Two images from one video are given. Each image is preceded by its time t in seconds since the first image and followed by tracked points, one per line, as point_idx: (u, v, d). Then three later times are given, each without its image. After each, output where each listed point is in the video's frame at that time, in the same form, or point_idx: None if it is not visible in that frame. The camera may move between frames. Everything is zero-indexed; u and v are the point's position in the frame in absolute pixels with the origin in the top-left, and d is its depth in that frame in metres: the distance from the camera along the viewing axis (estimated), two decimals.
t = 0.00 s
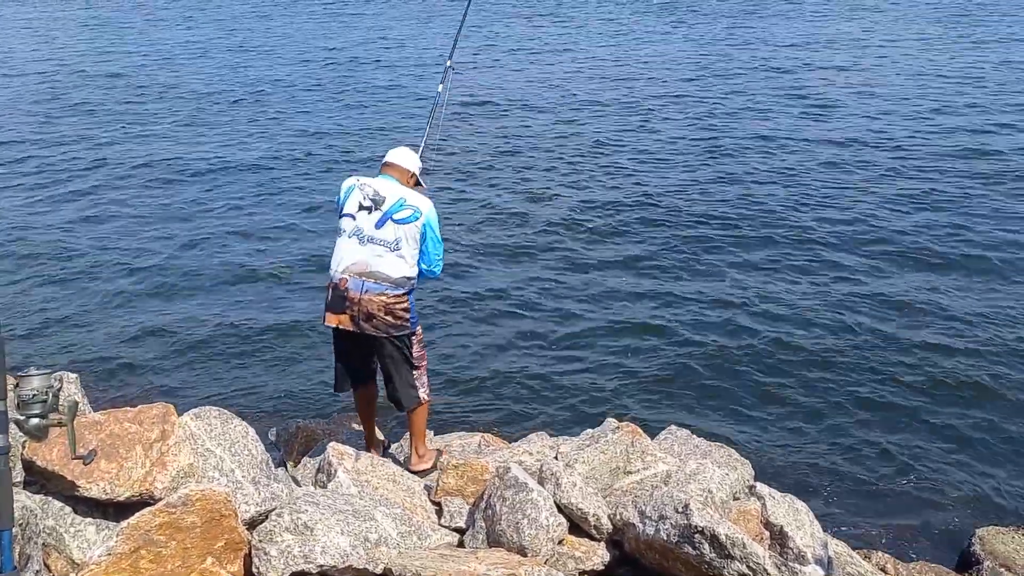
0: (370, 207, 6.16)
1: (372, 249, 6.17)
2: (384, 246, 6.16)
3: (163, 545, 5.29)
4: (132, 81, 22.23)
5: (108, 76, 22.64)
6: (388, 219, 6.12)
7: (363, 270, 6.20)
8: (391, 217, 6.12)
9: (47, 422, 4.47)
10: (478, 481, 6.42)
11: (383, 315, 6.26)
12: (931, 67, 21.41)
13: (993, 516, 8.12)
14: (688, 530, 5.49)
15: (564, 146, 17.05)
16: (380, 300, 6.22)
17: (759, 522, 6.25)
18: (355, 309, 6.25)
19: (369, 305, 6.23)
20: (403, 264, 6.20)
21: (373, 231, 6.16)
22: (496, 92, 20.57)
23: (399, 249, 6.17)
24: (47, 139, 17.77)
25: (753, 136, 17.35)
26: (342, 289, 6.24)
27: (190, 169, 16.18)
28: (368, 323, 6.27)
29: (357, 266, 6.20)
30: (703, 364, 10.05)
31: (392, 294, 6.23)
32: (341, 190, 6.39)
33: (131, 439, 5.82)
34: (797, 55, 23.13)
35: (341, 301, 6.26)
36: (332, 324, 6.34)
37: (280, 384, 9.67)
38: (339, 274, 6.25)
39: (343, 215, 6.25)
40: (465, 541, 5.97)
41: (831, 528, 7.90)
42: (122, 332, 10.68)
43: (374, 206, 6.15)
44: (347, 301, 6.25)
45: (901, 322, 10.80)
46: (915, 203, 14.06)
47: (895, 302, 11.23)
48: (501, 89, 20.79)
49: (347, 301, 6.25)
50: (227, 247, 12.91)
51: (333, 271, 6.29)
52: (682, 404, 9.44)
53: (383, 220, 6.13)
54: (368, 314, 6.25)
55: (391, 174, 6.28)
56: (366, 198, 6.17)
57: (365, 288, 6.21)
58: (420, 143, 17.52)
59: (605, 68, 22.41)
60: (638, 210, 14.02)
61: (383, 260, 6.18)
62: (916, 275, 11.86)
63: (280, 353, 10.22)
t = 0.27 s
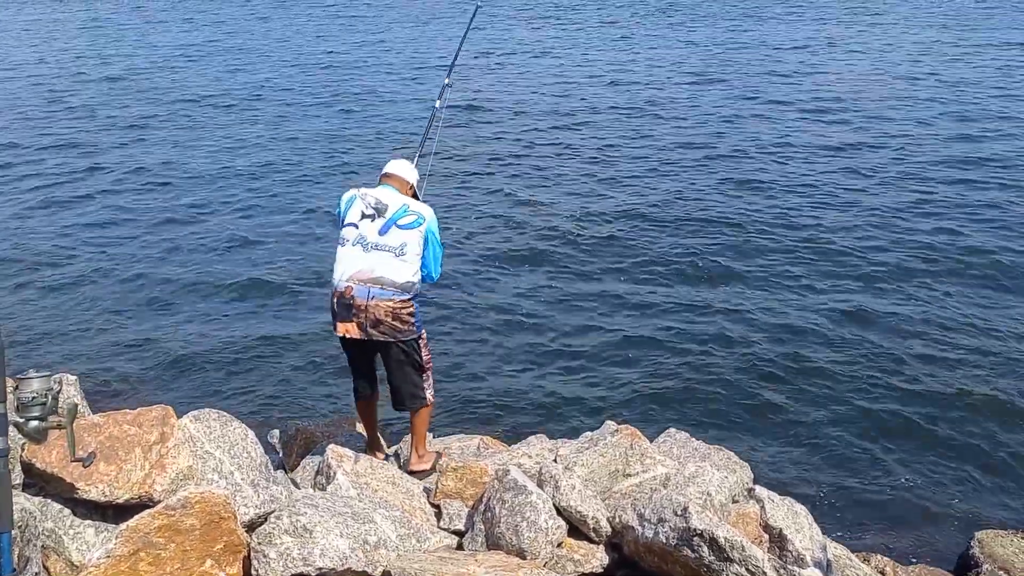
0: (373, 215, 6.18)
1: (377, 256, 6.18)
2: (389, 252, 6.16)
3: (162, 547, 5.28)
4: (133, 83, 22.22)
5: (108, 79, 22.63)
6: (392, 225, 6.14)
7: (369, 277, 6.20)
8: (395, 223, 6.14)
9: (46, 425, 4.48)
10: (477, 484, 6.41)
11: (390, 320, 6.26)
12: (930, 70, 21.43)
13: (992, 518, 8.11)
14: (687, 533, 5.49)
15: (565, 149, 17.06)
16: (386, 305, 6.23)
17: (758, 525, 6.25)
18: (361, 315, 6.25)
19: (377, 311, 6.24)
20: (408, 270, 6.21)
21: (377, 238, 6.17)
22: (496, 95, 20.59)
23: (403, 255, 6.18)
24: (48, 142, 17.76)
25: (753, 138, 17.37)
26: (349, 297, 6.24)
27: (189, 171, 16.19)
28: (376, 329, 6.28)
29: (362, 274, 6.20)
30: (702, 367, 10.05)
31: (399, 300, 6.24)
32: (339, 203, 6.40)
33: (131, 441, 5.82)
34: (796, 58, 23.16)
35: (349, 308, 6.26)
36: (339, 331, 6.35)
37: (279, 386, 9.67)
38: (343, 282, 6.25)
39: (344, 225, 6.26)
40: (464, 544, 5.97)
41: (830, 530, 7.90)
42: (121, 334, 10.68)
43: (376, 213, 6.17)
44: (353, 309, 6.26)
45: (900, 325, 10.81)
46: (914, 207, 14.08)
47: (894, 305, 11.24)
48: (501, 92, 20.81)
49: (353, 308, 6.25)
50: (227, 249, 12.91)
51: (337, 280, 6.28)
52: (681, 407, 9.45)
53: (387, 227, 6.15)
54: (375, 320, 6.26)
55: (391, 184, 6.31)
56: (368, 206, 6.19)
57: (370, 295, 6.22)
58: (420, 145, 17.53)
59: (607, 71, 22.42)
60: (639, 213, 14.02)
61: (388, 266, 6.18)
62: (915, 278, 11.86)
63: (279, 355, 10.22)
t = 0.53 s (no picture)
0: (368, 217, 6.18)
1: (372, 258, 6.17)
2: (384, 254, 6.16)
3: (161, 549, 5.29)
4: (134, 85, 22.22)
5: (109, 80, 22.63)
6: (388, 227, 6.15)
7: (365, 279, 6.18)
8: (391, 226, 6.15)
9: (45, 426, 4.48)
10: (476, 485, 6.41)
11: (386, 322, 6.26)
12: (929, 72, 21.45)
13: (992, 520, 8.11)
14: (687, 535, 5.49)
15: (565, 151, 17.06)
16: (383, 307, 6.22)
17: (757, 527, 6.26)
18: (357, 317, 6.23)
19: (373, 313, 6.23)
20: (403, 272, 6.20)
21: (373, 241, 6.17)
22: (496, 97, 20.60)
23: (399, 257, 6.18)
24: (49, 143, 17.76)
25: (752, 140, 17.38)
26: (344, 299, 6.23)
27: (189, 172, 16.19)
28: (372, 331, 6.28)
29: (357, 276, 6.18)
30: (702, 369, 10.05)
31: (394, 302, 6.23)
32: (332, 207, 6.40)
33: (130, 443, 5.82)
34: (796, 60, 23.17)
35: (344, 310, 6.24)
36: (335, 334, 6.33)
37: (278, 388, 9.67)
38: (338, 283, 6.23)
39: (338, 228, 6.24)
40: (464, 546, 5.96)
41: (830, 533, 7.89)
42: (120, 336, 10.68)
43: (372, 216, 6.18)
44: (349, 311, 6.24)
45: (899, 327, 10.82)
46: (913, 208, 14.08)
47: (893, 307, 11.24)
48: (501, 94, 20.82)
49: (349, 309, 6.23)
50: (226, 251, 12.91)
51: (331, 282, 6.25)
52: (681, 409, 9.43)
53: (383, 229, 6.15)
54: (372, 322, 6.25)
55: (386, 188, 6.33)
56: (363, 209, 6.20)
57: (367, 296, 6.20)
58: (419, 147, 17.53)
59: (607, 73, 22.41)
60: (639, 215, 14.02)
61: (384, 267, 6.17)
62: (914, 280, 11.86)
63: (279, 357, 10.22)
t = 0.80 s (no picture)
0: (357, 222, 6.26)
1: (366, 264, 6.26)
2: (377, 259, 6.25)
3: (161, 548, 5.31)
4: (135, 84, 22.21)
5: (109, 79, 22.61)
6: (378, 232, 6.24)
7: (360, 285, 6.27)
8: (381, 230, 6.24)
9: (45, 425, 4.47)
10: (476, 485, 6.42)
11: (385, 326, 6.37)
12: (930, 73, 21.45)
13: (991, 520, 8.10)
14: (686, 535, 5.49)
15: (565, 151, 17.03)
16: (380, 312, 6.32)
17: (756, 528, 6.30)
18: (356, 324, 6.33)
19: (371, 319, 6.33)
20: (397, 274, 6.30)
21: (365, 246, 6.25)
22: (497, 97, 20.59)
23: (392, 261, 6.27)
24: (49, 142, 17.75)
25: (753, 140, 17.37)
26: (341, 307, 6.31)
27: (190, 171, 16.18)
28: (372, 335, 6.38)
29: (352, 283, 6.27)
30: (702, 368, 10.05)
31: (391, 306, 6.33)
32: (319, 214, 6.45)
33: (130, 441, 5.81)
34: (797, 61, 23.16)
35: (342, 319, 6.33)
36: (333, 342, 6.41)
37: (278, 387, 9.67)
38: (333, 291, 6.31)
39: (328, 235, 6.31)
40: (463, 546, 5.96)
41: (831, 533, 7.87)
42: (120, 335, 10.67)
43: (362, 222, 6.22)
44: (347, 318, 6.33)
45: (900, 327, 10.81)
46: (914, 209, 14.08)
47: (893, 307, 11.24)
48: (502, 94, 20.81)
49: (346, 318, 6.32)
50: (227, 250, 12.91)
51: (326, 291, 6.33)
52: (682, 410, 9.42)
53: (374, 234, 6.24)
54: (370, 328, 6.36)
55: (371, 188, 6.35)
56: (352, 214, 6.27)
57: (363, 303, 6.29)
58: (420, 147, 17.53)
59: (608, 74, 22.37)
60: (639, 215, 14.02)
61: (378, 272, 6.27)
62: (915, 279, 11.85)
63: (279, 356, 10.20)
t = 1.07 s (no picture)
0: (357, 228, 6.42)
1: (367, 269, 6.45)
2: (378, 263, 6.44)
3: (163, 545, 5.33)
4: (136, 82, 22.19)
5: (110, 77, 22.58)
6: (377, 237, 6.41)
7: (362, 290, 6.48)
8: (380, 235, 6.41)
9: (48, 422, 4.48)
10: (478, 483, 6.43)
11: (386, 329, 6.60)
12: (932, 72, 21.43)
13: (993, 519, 8.09)
14: (688, 533, 5.48)
15: (567, 150, 16.99)
16: (381, 316, 6.54)
17: (758, 526, 6.32)
18: (359, 329, 6.54)
19: (374, 323, 6.55)
20: (397, 277, 6.50)
21: (365, 251, 6.43)
22: (498, 95, 20.58)
23: (391, 264, 6.47)
24: (50, 140, 17.74)
25: (755, 138, 17.36)
26: (344, 313, 6.51)
27: (191, 169, 16.18)
28: (374, 340, 6.60)
29: (354, 288, 6.47)
30: (704, 367, 10.05)
31: (392, 309, 6.55)
32: (317, 218, 6.60)
33: (132, 439, 5.82)
34: (798, 59, 23.13)
35: (345, 324, 6.53)
36: (336, 346, 6.61)
37: (280, 384, 9.67)
38: (335, 298, 6.51)
39: (328, 241, 6.47)
40: (465, 543, 5.96)
41: (833, 531, 7.87)
42: (122, 332, 10.67)
43: (361, 227, 6.41)
44: (349, 323, 6.53)
45: (901, 325, 10.81)
46: (915, 207, 14.07)
47: (895, 305, 11.23)
48: (503, 92, 20.79)
49: (349, 323, 6.53)
50: (228, 248, 12.91)
51: (328, 296, 6.52)
52: (683, 409, 9.41)
53: (373, 239, 6.41)
54: (372, 332, 6.57)
55: (369, 194, 6.57)
56: (351, 220, 6.42)
57: (365, 308, 6.50)
58: (422, 144, 17.52)
59: (610, 72, 22.31)
60: (641, 214, 14.02)
61: (379, 276, 6.46)
62: (917, 277, 11.84)
63: (281, 354, 10.20)
